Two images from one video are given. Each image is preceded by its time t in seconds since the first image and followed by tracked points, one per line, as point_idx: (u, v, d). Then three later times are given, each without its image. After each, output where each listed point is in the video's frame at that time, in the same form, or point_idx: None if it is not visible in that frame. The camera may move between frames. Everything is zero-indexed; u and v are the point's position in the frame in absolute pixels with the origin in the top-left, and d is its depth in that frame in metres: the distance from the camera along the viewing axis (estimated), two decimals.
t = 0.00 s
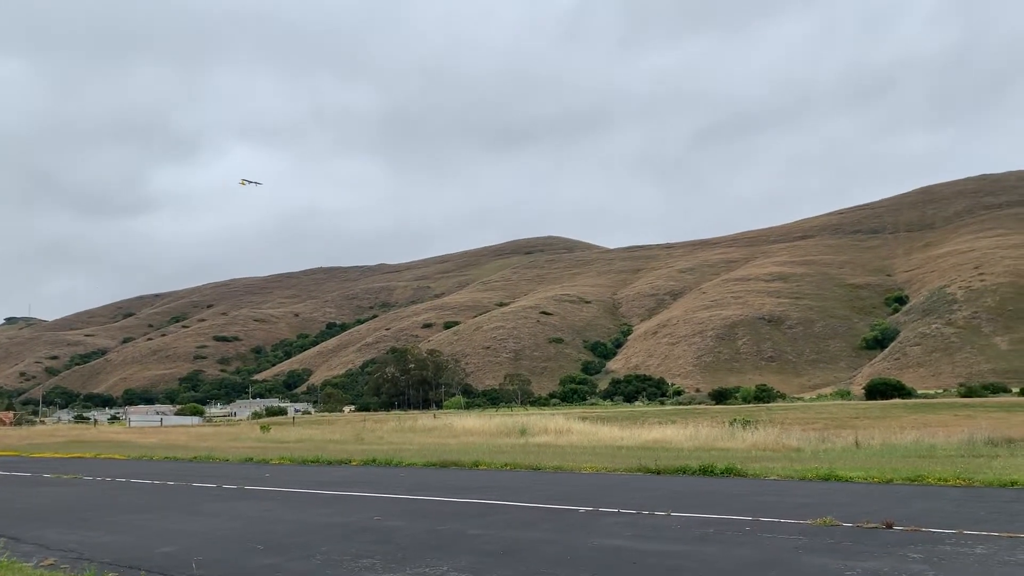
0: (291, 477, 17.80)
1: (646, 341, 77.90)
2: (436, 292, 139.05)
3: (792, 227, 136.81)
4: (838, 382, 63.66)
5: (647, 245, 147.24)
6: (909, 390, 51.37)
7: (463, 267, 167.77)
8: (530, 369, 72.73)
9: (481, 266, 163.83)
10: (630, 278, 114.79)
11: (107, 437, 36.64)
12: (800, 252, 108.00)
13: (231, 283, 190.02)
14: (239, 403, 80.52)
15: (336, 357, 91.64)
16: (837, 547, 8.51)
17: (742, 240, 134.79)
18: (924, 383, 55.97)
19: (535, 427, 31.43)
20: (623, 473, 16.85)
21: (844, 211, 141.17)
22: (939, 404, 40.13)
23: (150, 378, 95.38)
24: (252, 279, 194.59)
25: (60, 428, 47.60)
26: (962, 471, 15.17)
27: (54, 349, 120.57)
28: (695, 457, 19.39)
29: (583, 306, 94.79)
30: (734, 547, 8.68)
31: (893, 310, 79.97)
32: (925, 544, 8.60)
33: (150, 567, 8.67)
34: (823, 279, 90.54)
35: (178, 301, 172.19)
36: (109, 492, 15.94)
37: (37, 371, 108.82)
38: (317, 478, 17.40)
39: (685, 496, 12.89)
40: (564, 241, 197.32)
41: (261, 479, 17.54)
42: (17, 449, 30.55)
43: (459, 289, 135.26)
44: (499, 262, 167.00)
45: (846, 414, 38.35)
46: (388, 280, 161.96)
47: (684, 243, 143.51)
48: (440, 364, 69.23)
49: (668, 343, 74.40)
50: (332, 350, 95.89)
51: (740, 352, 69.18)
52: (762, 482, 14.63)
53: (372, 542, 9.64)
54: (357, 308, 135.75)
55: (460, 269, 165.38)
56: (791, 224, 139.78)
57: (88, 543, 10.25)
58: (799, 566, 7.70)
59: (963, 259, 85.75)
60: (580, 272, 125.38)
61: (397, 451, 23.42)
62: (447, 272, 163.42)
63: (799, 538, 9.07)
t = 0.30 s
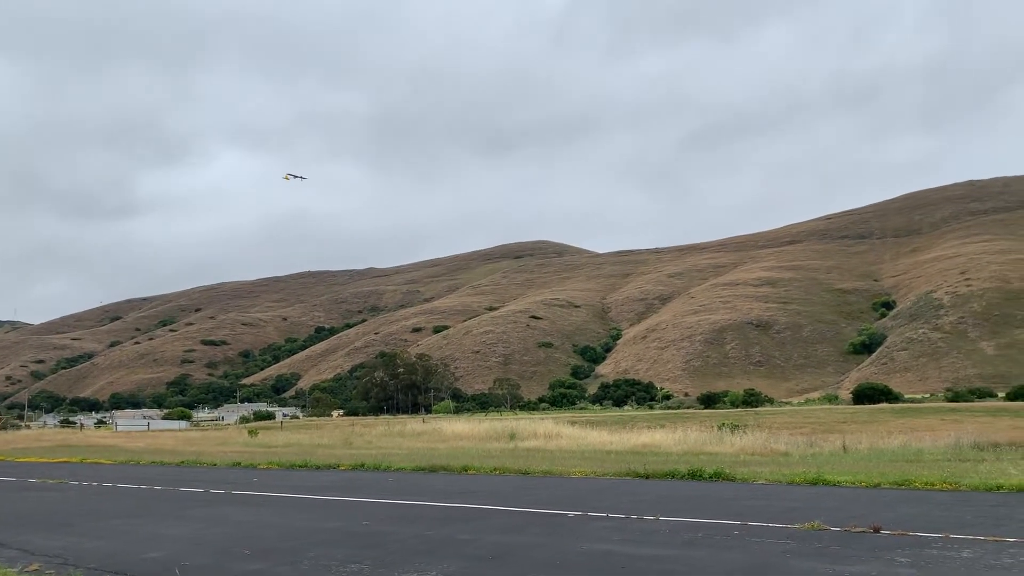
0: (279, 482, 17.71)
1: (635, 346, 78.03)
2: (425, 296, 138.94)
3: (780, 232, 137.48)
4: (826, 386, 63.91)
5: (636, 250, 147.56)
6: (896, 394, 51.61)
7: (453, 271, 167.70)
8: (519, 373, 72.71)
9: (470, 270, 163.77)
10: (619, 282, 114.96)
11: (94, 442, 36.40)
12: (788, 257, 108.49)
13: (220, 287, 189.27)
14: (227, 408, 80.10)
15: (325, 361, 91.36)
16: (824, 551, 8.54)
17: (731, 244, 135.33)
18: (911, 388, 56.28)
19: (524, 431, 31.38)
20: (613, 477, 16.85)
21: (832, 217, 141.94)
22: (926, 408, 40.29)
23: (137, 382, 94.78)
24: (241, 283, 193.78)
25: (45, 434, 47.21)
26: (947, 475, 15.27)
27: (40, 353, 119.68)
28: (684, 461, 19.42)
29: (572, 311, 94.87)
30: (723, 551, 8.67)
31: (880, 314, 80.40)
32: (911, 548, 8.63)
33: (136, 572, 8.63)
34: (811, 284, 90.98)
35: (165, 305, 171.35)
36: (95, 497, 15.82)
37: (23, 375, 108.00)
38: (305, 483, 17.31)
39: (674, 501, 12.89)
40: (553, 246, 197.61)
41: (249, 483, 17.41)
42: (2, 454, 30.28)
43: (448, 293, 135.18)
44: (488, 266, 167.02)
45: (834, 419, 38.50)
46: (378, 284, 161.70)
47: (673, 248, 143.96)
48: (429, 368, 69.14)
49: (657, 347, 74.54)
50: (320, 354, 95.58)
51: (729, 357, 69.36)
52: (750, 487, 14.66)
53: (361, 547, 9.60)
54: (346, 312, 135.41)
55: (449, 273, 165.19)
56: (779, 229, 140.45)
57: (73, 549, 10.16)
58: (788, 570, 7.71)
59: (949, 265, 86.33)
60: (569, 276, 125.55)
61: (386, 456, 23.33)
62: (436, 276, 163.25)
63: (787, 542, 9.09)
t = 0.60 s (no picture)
0: (262, 485, 17.58)
1: (620, 349, 78.20)
2: (410, 299, 138.69)
3: (764, 236, 138.25)
4: (810, 390, 64.27)
5: (621, 253, 147.93)
6: (878, 398, 51.98)
7: (438, 273, 167.52)
8: (504, 376, 72.69)
9: (456, 273, 163.60)
10: (604, 286, 115.17)
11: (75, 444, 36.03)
12: (772, 261, 109.09)
13: (203, 289, 188.21)
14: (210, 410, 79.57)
15: (309, 364, 91.01)
16: (807, 554, 8.58)
17: (715, 248, 135.97)
18: (893, 392, 56.72)
19: (508, 434, 31.33)
20: (597, 480, 16.84)
21: (815, 221, 142.88)
22: (908, 412, 40.61)
23: (119, 385, 94.02)
24: (224, 284, 192.58)
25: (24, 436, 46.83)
26: (929, 478, 15.39)
27: (20, 354, 118.47)
28: (667, 464, 19.44)
29: (557, 314, 94.97)
30: (706, 555, 8.71)
31: (863, 318, 81.00)
32: (892, 550, 8.69)
33: None
34: (795, 288, 91.56)
35: (148, 307, 170.00)
36: (75, 500, 15.63)
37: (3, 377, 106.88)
38: (287, 486, 17.18)
39: (658, 504, 12.90)
40: (539, 249, 197.78)
41: (232, 487, 17.26)
42: None
43: (433, 296, 135.08)
44: (474, 268, 166.82)
45: (816, 422, 38.74)
46: (363, 286, 161.25)
47: (658, 251, 144.45)
48: (413, 372, 69.00)
49: (642, 351, 74.75)
50: (305, 357, 95.10)
51: (712, 360, 69.65)
52: (733, 490, 14.68)
53: (344, 551, 9.54)
54: (331, 314, 134.95)
55: (435, 275, 164.88)
56: (764, 233, 141.24)
57: (53, 553, 10.06)
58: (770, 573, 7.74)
59: (931, 269, 87.10)
60: (555, 279, 125.71)
61: (370, 459, 23.21)
62: (421, 279, 162.99)
63: (770, 545, 9.13)
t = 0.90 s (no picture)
0: (243, 486, 17.48)
1: (603, 351, 78.37)
2: (394, 300, 138.34)
3: (747, 239, 139.03)
4: (791, 392, 64.69)
5: (605, 255, 148.26)
6: (858, 400, 52.38)
7: (422, 275, 167.18)
8: (487, 378, 72.66)
9: (440, 274, 163.36)
10: (587, 288, 115.31)
11: (52, 445, 35.63)
12: (754, 264, 109.69)
13: (184, 288, 186.83)
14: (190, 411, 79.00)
15: (292, 364, 90.59)
16: (786, 556, 8.64)
17: (698, 251, 136.60)
18: (873, 394, 57.20)
19: (492, 436, 31.29)
20: (580, 482, 16.87)
21: (798, 224, 143.84)
22: (887, 415, 40.93)
23: (98, 385, 93.13)
24: (206, 285, 191.17)
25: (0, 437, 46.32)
26: (907, 480, 15.51)
27: None
28: (649, 466, 19.51)
29: (541, 316, 95.04)
30: (687, 556, 8.73)
31: (844, 322, 81.63)
32: (872, 552, 8.75)
33: None
34: (777, 291, 92.14)
35: (128, 306, 168.51)
36: (54, 502, 15.47)
37: None
38: (268, 488, 17.07)
39: (640, 506, 12.92)
40: (523, 250, 197.79)
41: (212, 488, 17.12)
42: None
43: (417, 297, 134.77)
44: (458, 270, 166.60)
45: (798, 424, 38.98)
46: (346, 287, 160.64)
47: (641, 253, 144.95)
48: (396, 373, 68.78)
49: (625, 352, 74.96)
50: (286, 358, 94.60)
51: (695, 362, 69.93)
52: (714, 491, 14.74)
53: (326, 553, 9.49)
54: (313, 315, 134.35)
55: (418, 276, 164.52)
56: (746, 236, 142.00)
57: (30, 555, 9.94)
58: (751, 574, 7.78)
59: (911, 273, 87.93)
60: (538, 281, 125.75)
61: (352, 461, 23.14)
62: (405, 280, 162.57)
63: (750, 547, 9.16)
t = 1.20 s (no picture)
0: (224, 488, 17.37)
1: (586, 353, 78.50)
2: (377, 301, 137.93)
3: (730, 243, 139.76)
4: (772, 395, 65.06)
5: (589, 258, 148.53)
6: (838, 404, 52.74)
7: (405, 276, 166.84)
8: (470, 380, 72.58)
9: (423, 276, 163.09)
10: (570, 290, 115.43)
11: (29, 446, 35.24)
12: (736, 268, 110.29)
13: (165, 288, 185.32)
14: (171, 412, 78.39)
15: (273, 365, 90.11)
16: (767, 559, 8.67)
17: (681, 254, 137.22)
18: (853, 398, 57.67)
19: (474, 438, 31.23)
20: (561, 484, 16.91)
21: (780, 228, 144.78)
22: (867, 418, 41.24)
23: (77, 385, 92.17)
24: (186, 285, 189.62)
25: None
26: (886, 483, 15.63)
27: None
28: (630, 468, 19.56)
29: (525, 318, 95.06)
30: (668, 559, 8.74)
31: (824, 325, 82.25)
32: (851, 555, 8.81)
33: None
34: (759, 294, 92.68)
35: (108, 306, 166.97)
36: (30, 503, 15.30)
37: None
38: (249, 489, 16.96)
39: (622, 508, 12.93)
40: (506, 252, 197.76)
41: (192, 490, 16.97)
42: None
43: (400, 298, 134.49)
44: (441, 271, 166.44)
45: (779, 427, 39.20)
46: (329, 288, 160.01)
47: (624, 256, 145.39)
48: (379, 374, 68.50)
49: (608, 355, 75.10)
50: (268, 359, 94.00)
51: (677, 365, 70.19)
52: (695, 494, 14.79)
53: (306, 555, 9.43)
54: (295, 316, 133.72)
55: (401, 278, 164.12)
56: (729, 240, 142.80)
57: (5, 557, 9.82)
58: None
59: (891, 278, 88.70)
60: (522, 283, 125.78)
61: (334, 462, 23.04)
62: (387, 281, 162.04)
63: (731, 549, 9.21)
